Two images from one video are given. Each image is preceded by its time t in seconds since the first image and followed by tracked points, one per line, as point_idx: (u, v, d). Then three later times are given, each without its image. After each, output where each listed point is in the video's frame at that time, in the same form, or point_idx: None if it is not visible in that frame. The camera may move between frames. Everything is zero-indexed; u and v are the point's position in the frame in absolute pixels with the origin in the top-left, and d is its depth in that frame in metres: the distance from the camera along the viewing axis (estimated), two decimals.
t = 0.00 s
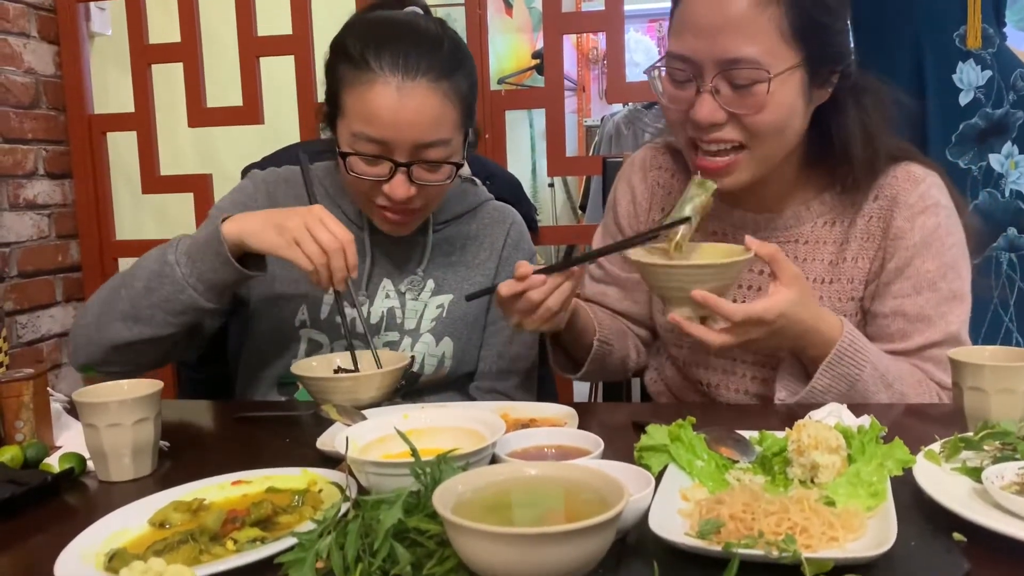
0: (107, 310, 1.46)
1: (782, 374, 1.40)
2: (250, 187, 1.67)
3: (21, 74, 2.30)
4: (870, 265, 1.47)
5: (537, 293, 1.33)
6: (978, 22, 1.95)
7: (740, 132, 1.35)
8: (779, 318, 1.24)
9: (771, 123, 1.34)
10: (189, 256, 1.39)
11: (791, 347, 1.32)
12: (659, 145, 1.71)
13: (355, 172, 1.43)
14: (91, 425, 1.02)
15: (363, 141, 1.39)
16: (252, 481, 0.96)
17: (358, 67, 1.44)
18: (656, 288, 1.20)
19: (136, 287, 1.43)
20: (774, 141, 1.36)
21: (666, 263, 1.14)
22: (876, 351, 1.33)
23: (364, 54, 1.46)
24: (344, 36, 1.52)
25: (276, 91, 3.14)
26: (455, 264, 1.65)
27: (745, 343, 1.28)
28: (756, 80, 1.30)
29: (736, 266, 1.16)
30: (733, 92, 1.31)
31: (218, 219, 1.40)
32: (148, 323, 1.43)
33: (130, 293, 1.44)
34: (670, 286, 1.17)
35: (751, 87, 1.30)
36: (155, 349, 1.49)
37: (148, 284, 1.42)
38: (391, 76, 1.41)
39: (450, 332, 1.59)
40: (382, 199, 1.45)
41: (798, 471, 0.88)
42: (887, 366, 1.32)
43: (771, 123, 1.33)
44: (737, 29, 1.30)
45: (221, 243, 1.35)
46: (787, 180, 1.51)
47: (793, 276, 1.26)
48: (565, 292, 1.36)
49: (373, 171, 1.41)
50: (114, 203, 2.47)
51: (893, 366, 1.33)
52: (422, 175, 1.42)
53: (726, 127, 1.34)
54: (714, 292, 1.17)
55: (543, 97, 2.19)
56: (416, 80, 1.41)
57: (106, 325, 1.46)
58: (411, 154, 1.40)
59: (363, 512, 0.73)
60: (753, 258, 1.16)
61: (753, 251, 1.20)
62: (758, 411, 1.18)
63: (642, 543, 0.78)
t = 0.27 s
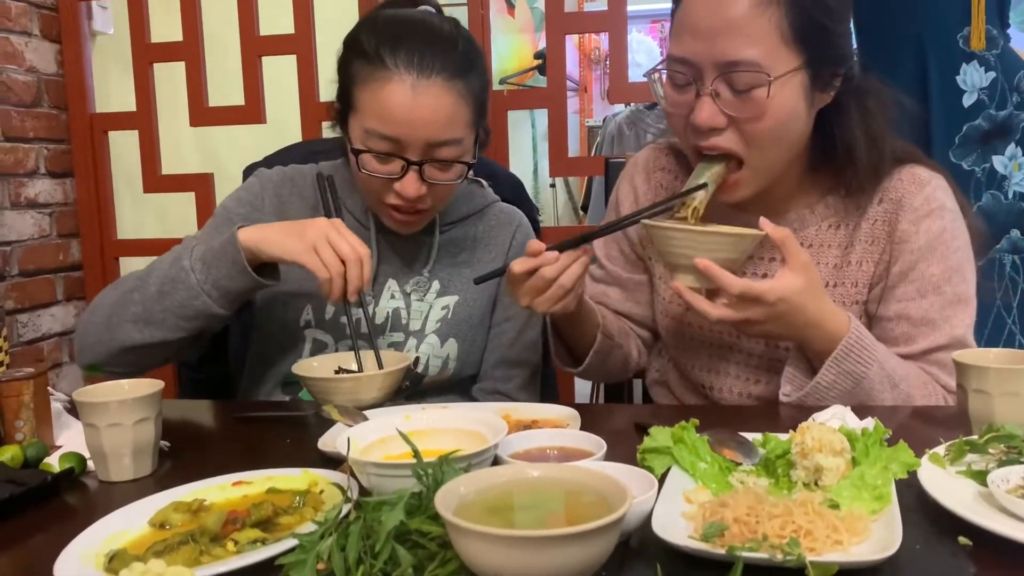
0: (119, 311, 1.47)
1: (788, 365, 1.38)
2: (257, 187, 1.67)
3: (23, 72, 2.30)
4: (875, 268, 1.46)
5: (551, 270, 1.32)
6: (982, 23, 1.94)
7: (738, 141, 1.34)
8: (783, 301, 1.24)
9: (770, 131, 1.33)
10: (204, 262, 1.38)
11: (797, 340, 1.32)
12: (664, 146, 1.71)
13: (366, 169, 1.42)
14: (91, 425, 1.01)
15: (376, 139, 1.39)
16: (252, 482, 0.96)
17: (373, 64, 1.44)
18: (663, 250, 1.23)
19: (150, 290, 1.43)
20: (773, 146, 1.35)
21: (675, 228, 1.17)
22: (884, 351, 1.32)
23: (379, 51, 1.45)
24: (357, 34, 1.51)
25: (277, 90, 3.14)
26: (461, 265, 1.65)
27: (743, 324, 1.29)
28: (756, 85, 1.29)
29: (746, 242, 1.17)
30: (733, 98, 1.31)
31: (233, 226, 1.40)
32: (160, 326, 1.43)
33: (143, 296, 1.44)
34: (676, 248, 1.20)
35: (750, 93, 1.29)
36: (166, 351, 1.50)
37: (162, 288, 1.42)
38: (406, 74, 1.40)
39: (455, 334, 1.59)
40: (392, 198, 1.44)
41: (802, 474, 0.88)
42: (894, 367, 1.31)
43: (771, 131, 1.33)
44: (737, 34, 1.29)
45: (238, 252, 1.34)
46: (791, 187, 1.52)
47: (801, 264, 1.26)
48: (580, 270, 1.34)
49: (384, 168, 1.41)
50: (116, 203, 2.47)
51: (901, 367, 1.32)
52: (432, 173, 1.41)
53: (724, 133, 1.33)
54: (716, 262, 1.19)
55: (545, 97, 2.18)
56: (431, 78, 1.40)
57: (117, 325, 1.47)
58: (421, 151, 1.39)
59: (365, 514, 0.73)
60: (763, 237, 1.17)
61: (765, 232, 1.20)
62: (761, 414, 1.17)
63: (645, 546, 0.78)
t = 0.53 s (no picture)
0: (125, 314, 1.46)
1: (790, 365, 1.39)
2: (260, 189, 1.67)
3: (24, 73, 2.30)
4: (879, 273, 1.46)
5: (559, 264, 1.32)
6: (982, 26, 1.94)
7: (737, 152, 1.35)
8: (784, 302, 1.24)
9: (771, 141, 1.33)
10: (214, 270, 1.38)
11: (799, 342, 1.31)
12: (665, 149, 1.71)
13: (365, 165, 1.42)
14: (92, 427, 1.01)
15: (375, 134, 1.39)
16: (253, 485, 0.96)
17: (372, 61, 1.44)
18: (665, 249, 1.23)
19: (158, 295, 1.43)
20: (774, 155, 1.36)
21: (676, 226, 1.17)
22: (887, 354, 1.32)
23: (377, 49, 1.45)
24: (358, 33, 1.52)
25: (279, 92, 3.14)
26: (462, 267, 1.65)
27: (744, 324, 1.29)
28: (756, 95, 1.30)
29: (750, 242, 1.17)
30: (734, 110, 1.31)
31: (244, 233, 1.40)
32: (166, 331, 1.43)
33: (150, 301, 1.44)
34: (679, 248, 1.20)
35: (751, 102, 1.30)
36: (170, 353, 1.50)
37: (170, 294, 1.42)
38: (404, 69, 1.41)
39: (456, 336, 1.59)
40: (390, 195, 1.44)
41: (802, 477, 0.88)
42: (896, 369, 1.31)
43: (770, 141, 1.33)
44: (736, 45, 1.29)
45: (248, 261, 1.35)
46: (796, 186, 1.52)
47: (805, 265, 1.26)
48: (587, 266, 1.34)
49: (382, 164, 1.41)
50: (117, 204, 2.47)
51: (904, 371, 1.32)
52: (430, 170, 1.41)
53: (724, 143, 1.34)
54: (718, 260, 1.19)
55: (547, 99, 2.18)
56: (430, 74, 1.41)
57: (122, 328, 1.46)
58: (420, 147, 1.39)
59: (365, 517, 0.73)
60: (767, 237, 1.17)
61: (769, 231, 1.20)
62: (764, 417, 1.17)
63: (646, 550, 0.78)
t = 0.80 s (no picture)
0: (125, 340, 1.46)
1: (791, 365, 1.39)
2: (255, 195, 1.67)
3: (23, 75, 2.30)
4: (879, 273, 1.46)
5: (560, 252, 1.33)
6: (981, 28, 1.95)
7: (741, 154, 1.35)
8: (785, 301, 1.24)
9: (776, 142, 1.33)
10: (206, 289, 1.39)
11: (799, 342, 1.32)
12: (664, 151, 1.71)
13: (362, 166, 1.43)
14: (90, 429, 1.01)
15: (370, 136, 1.39)
16: (252, 487, 0.96)
17: (368, 62, 1.44)
18: (665, 246, 1.23)
19: (155, 319, 1.43)
20: (773, 160, 1.36)
21: (678, 225, 1.16)
22: (887, 354, 1.32)
23: (373, 50, 1.45)
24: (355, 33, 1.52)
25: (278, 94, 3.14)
26: (460, 269, 1.65)
27: (746, 323, 1.29)
28: (760, 97, 1.29)
29: (750, 242, 1.17)
30: (739, 112, 1.31)
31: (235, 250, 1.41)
32: (168, 352, 1.44)
33: (148, 325, 1.44)
34: (680, 245, 1.20)
35: (754, 104, 1.30)
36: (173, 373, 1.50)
37: (167, 316, 1.42)
38: (398, 71, 1.40)
39: (454, 337, 1.59)
40: (387, 197, 1.44)
41: (801, 480, 0.88)
42: (896, 370, 1.31)
43: (774, 142, 1.33)
44: (737, 48, 1.29)
45: (240, 278, 1.36)
46: (795, 187, 1.52)
47: (806, 265, 1.26)
48: (586, 254, 1.33)
49: (377, 165, 1.41)
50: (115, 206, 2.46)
51: (903, 371, 1.32)
52: (427, 170, 1.41)
53: (728, 146, 1.34)
54: (718, 259, 1.19)
55: (546, 101, 2.18)
56: (424, 74, 1.40)
57: (125, 354, 1.46)
58: (416, 148, 1.39)
59: (364, 520, 0.73)
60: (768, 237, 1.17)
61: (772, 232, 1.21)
62: (765, 420, 1.17)
63: (645, 552, 0.78)
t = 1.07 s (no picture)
0: (130, 360, 1.47)
1: (791, 360, 1.39)
2: (250, 198, 1.67)
3: (20, 75, 2.30)
4: (876, 270, 1.46)
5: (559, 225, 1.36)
6: (977, 27, 1.95)
7: (744, 152, 1.35)
8: (784, 295, 1.25)
9: (778, 141, 1.34)
10: (192, 298, 1.40)
11: (798, 337, 1.32)
12: (662, 150, 1.71)
13: (357, 165, 1.43)
14: (89, 428, 1.01)
15: (365, 134, 1.39)
16: (250, 485, 0.96)
17: (361, 61, 1.44)
18: (666, 240, 1.25)
19: (152, 335, 1.44)
20: (772, 160, 1.36)
21: (679, 219, 1.18)
22: (887, 349, 1.32)
23: (365, 49, 1.45)
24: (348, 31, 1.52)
25: (275, 94, 3.14)
26: (456, 267, 1.65)
27: (746, 317, 1.29)
28: (763, 96, 1.29)
29: (747, 235, 1.18)
30: (741, 112, 1.31)
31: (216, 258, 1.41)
32: (171, 365, 1.44)
33: (149, 341, 1.44)
34: (680, 238, 1.21)
35: (757, 104, 1.30)
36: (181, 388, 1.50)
37: (162, 330, 1.42)
38: (391, 69, 1.40)
39: (450, 336, 1.59)
40: (383, 196, 1.44)
41: (799, 477, 0.88)
42: (895, 364, 1.31)
43: (777, 141, 1.34)
44: (735, 49, 1.30)
45: (219, 285, 1.36)
46: (792, 185, 1.52)
47: (806, 260, 1.26)
48: (589, 220, 1.38)
49: (372, 163, 1.41)
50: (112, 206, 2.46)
51: (903, 367, 1.33)
52: (422, 169, 1.41)
53: (732, 145, 1.34)
54: (718, 254, 1.20)
55: (543, 100, 2.19)
56: (417, 72, 1.40)
57: (133, 371, 1.47)
58: (410, 146, 1.39)
59: (362, 518, 0.73)
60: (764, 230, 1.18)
61: (771, 226, 1.22)
62: (763, 417, 1.17)
63: (644, 549, 0.78)
